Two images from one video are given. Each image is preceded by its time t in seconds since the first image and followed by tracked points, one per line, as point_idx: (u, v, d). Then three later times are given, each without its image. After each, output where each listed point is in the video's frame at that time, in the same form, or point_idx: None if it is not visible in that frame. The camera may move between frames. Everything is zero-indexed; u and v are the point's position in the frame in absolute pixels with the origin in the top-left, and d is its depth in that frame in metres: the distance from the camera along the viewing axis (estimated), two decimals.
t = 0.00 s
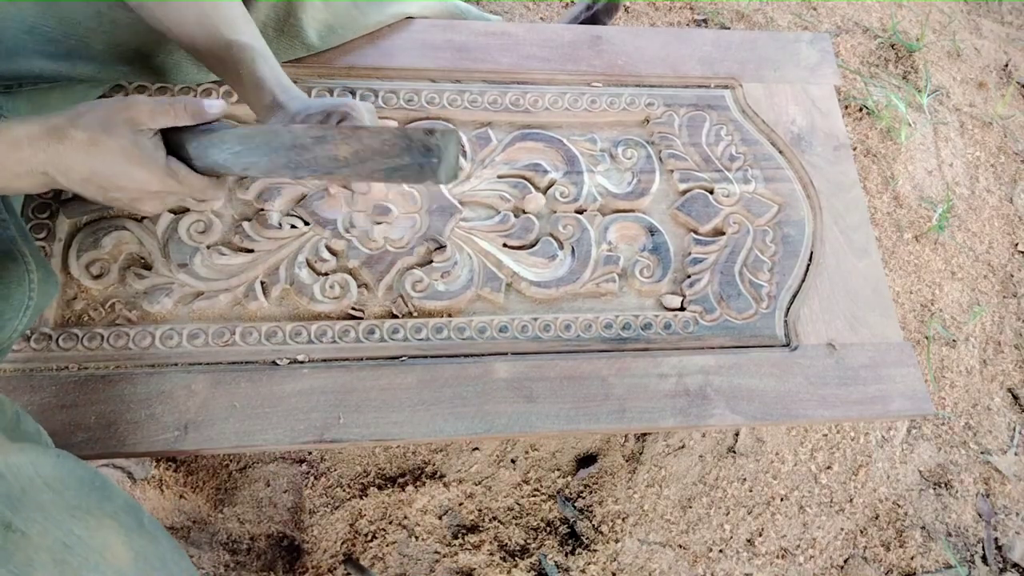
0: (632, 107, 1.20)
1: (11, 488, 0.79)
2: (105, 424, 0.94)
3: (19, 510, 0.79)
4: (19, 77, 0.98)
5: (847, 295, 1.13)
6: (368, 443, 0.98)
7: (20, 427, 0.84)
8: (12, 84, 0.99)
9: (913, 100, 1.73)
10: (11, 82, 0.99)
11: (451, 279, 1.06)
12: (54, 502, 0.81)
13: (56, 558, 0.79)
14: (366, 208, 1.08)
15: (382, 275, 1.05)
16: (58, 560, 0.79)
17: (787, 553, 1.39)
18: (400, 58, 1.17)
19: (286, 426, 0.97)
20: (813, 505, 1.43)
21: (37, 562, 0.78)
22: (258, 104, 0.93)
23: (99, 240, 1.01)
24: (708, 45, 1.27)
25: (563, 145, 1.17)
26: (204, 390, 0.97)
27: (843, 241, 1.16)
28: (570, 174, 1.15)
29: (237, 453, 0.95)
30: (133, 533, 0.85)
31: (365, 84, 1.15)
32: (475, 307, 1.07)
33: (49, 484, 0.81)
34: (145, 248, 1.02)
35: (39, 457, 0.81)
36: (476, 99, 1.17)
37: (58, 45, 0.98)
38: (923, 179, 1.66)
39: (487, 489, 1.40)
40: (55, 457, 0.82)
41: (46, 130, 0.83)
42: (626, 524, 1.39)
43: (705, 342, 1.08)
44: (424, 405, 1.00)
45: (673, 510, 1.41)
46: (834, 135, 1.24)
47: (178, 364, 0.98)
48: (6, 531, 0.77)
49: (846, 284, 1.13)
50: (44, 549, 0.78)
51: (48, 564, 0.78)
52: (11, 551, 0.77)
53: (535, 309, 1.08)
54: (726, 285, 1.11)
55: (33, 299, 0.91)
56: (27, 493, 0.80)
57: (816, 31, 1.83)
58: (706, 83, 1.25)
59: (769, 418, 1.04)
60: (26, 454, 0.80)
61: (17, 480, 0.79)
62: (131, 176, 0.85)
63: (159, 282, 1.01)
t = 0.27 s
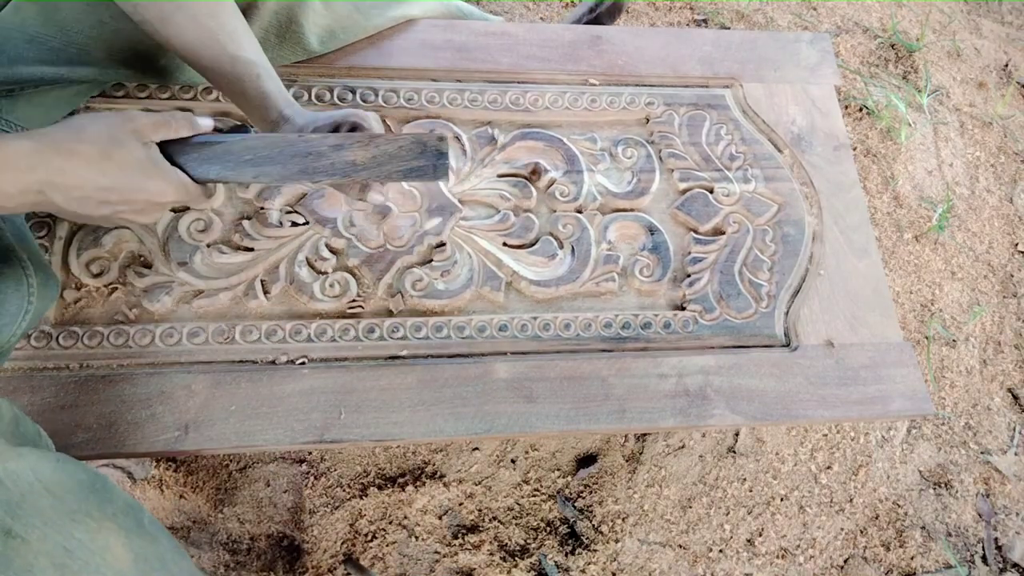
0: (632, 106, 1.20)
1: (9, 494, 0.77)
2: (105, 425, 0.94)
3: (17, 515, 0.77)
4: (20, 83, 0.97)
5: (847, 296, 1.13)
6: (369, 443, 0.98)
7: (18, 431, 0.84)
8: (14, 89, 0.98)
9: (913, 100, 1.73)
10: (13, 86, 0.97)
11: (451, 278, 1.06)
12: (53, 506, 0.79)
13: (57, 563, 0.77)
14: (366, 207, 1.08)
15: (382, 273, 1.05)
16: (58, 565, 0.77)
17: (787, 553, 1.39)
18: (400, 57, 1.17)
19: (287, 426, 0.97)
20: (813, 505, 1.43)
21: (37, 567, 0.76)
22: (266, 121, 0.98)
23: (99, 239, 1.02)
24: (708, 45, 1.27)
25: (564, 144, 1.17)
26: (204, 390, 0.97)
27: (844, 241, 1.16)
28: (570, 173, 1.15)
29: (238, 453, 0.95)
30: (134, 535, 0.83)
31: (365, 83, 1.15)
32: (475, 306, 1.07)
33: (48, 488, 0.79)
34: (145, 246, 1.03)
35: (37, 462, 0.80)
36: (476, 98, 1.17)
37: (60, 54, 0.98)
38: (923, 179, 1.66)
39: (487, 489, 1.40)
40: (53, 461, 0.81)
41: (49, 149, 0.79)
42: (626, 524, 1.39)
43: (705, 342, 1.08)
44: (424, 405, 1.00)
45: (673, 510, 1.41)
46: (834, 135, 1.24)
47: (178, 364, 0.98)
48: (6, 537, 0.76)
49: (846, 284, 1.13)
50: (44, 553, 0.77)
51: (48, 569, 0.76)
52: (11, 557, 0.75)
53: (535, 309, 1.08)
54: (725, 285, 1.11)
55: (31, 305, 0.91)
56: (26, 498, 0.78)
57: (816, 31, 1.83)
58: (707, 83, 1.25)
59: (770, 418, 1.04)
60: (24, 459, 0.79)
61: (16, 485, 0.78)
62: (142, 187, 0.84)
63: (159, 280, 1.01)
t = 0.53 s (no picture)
0: (632, 106, 1.21)
1: (10, 490, 0.77)
2: (105, 424, 0.94)
3: (19, 511, 0.76)
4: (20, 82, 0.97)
5: (847, 295, 1.13)
6: (368, 443, 0.98)
7: (17, 429, 0.84)
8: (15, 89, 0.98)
9: (913, 100, 1.73)
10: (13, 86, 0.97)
11: (451, 277, 1.07)
12: (54, 503, 0.79)
13: (58, 559, 0.76)
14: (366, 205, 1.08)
15: (382, 272, 1.05)
16: (60, 561, 0.76)
17: (787, 553, 1.39)
18: (400, 56, 1.18)
19: (286, 426, 0.97)
20: (813, 505, 1.43)
21: (38, 562, 0.75)
22: (267, 117, 0.96)
23: (99, 238, 1.02)
24: (708, 44, 1.27)
25: (563, 143, 1.17)
26: (204, 390, 0.97)
27: (844, 241, 1.16)
28: (570, 172, 1.15)
29: (237, 452, 0.95)
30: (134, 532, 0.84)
31: (365, 82, 1.15)
32: (475, 304, 1.07)
33: (49, 485, 0.79)
34: (144, 245, 1.03)
35: (40, 458, 0.80)
36: (476, 97, 1.17)
37: (60, 53, 0.99)
38: (923, 179, 1.66)
39: (487, 489, 1.40)
40: (54, 458, 0.81)
41: (33, 145, 0.81)
42: (626, 524, 1.39)
43: (704, 341, 1.08)
44: (424, 405, 1.00)
45: (673, 510, 1.41)
46: (834, 135, 1.24)
47: (178, 363, 0.99)
48: (7, 533, 0.75)
49: (846, 284, 1.13)
50: (44, 550, 0.76)
51: (49, 565, 0.76)
52: (11, 553, 0.74)
53: (535, 307, 1.08)
54: (725, 284, 1.11)
55: (31, 304, 0.91)
56: (27, 495, 0.78)
57: (816, 31, 1.83)
58: (706, 82, 1.25)
59: (770, 418, 1.04)
60: (26, 455, 0.79)
61: (17, 481, 0.78)
62: (128, 187, 0.84)
63: (159, 278, 1.01)
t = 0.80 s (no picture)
0: (632, 106, 1.21)
1: (5, 492, 0.77)
2: (104, 424, 0.94)
3: (15, 513, 0.77)
4: (19, 81, 0.97)
5: (847, 296, 1.13)
6: (368, 443, 0.98)
7: (14, 430, 0.84)
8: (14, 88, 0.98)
9: (913, 100, 1.73)
10: (13, 86, 0.98)
11: (451, 277, 1.07)
12: (49, 504, 0.79)
13: (53, 561, 0.76)
14: (366, 205, 1.08)
15: (382, 272, 1.05)
16: (54, 563, 0.76)
17: (787, 553, 1.39)
18: (400, 56, 1.18)
19: (286, 426, 0.97)
20: (813, 505, 1.43)
21: (33, 565, 0.76)
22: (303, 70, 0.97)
23: (99, 237, 1.02)
24: (708, 44, 1.27)
25: (563, 143, 1.17)
26: (204, 390, 0.97)
27: (844, 241, 1.16)
28: (570, 172, 1.15)
29: (237, 453, 0.95)
30: (132, 533, 0.83)
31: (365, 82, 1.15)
32: (475, 304, 1.07)
33: (44, 486, 0.80)
34: (145, 244, 1.03)
35: (34, 460, 0.80)
36: (476, 97, 1.17)
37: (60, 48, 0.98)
38: (923, 179, 1.66)
39: (487, 489, 1.40)
40: (49, 459, 0.81)
41: (41, 141, 0.82)
42: (626, 524, 1.39)
43: (704, 341, 1.08)
44: (424, 405, 1.00)
45: (673, 510, 1.41)
46: (834, 135, 1.24)
47: (177, 363, 0.99)
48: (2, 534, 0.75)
49: (845, 284, 1.13)
50: (40, 551, 0.76)
51: (45, 567, 0.76)
52: (7, 555, 0.75)
53: (535, 307, 1.08)
54: (724, 284, 1.11)
55: (28, 305, 0.91)
56: (22, 496, 0.78)
57: (816, 31, 1.83)
58: (706, 82, 1.25)
59: (770, 418, 1.04)
60: (21, 457, 0.79)
61: (13, 482, 0.78)
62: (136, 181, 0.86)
63: (159, 278, 1.01)
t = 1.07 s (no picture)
0: (632, 106, 1.21)
1: (42, 480, 0.78)
2: (105, 424, 0.94)
3: (52, 502, 0.77)
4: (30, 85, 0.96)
5: (847, 296, 1.13)
6: (368, 444, 0.98)
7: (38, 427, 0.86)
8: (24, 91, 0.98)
9: (913, 100, 1.73)
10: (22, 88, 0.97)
11: (451, 276, 1.07)
12: (81, 492, 0.80)
13: (89, 548, 0.76)
14: (366, 205, 1.08)
15: (382, 272, 1.05)
16: (89, 549, 0.76)
17: (787, 553, 1.39)
18: (400, 56, 1.18)
19: (286, 426, 0.97)
20: (813, 505, 1.43)
21: (70, 553, 0.75)
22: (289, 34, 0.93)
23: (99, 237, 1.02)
24: (708, 44, 1.27)
25: (563, 142, 1.17)
26: (204, 390, 0.97)
27: (844, 241, 1.16)
28: (570, 172, 1.16)
29: (237, 453, 0.95)
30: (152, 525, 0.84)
31: (365, 82, 1.15)
32: (474, 303, 1.07)
33: (77, 476, 0.81)
34: (145, 244, 1.03)
35: (67, 450, 0.82)
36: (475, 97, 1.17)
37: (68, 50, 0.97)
38: (923, 179, 1.66)
39: (487, 489, 1.40)
40: (81, 451, 0.83)
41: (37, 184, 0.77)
42: (626, 524, 1.39)
43: (704, 341, 1.08)
44: (424, 405, 1.00)
45: (673, 509, 1.41)
46: (834, 135, 1.24)
47: (178, 363, 0.99)
48: (40, 522, 0.76)
49: (845, 284, 1.13)
50: (76, 538, 0.76)
51: (81, 554, 0.76)
52: (46, 541, 0.75)
53: (534, 307, 1.08)
54: (724, 283, 1.11)
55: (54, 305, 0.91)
56: (56, 484, 0.79)
57: (816, 31, 1.83)
58: (707, 82, 1.25)
59: (770, 419, 1.04)
60: (55, 448, 0.81)
61: (47, 470, 0.79)
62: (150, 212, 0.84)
63: (159, 278, 1.01)
